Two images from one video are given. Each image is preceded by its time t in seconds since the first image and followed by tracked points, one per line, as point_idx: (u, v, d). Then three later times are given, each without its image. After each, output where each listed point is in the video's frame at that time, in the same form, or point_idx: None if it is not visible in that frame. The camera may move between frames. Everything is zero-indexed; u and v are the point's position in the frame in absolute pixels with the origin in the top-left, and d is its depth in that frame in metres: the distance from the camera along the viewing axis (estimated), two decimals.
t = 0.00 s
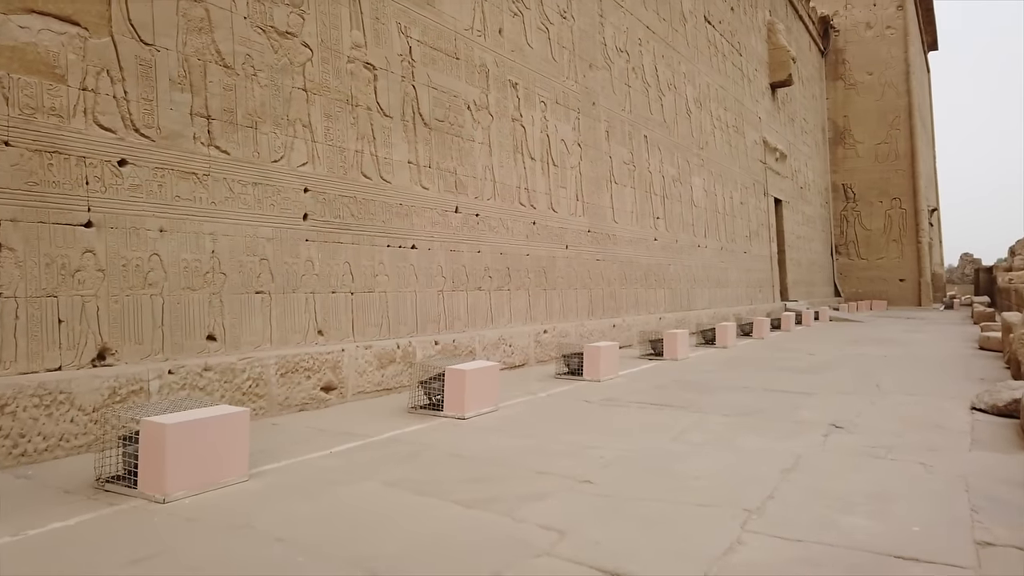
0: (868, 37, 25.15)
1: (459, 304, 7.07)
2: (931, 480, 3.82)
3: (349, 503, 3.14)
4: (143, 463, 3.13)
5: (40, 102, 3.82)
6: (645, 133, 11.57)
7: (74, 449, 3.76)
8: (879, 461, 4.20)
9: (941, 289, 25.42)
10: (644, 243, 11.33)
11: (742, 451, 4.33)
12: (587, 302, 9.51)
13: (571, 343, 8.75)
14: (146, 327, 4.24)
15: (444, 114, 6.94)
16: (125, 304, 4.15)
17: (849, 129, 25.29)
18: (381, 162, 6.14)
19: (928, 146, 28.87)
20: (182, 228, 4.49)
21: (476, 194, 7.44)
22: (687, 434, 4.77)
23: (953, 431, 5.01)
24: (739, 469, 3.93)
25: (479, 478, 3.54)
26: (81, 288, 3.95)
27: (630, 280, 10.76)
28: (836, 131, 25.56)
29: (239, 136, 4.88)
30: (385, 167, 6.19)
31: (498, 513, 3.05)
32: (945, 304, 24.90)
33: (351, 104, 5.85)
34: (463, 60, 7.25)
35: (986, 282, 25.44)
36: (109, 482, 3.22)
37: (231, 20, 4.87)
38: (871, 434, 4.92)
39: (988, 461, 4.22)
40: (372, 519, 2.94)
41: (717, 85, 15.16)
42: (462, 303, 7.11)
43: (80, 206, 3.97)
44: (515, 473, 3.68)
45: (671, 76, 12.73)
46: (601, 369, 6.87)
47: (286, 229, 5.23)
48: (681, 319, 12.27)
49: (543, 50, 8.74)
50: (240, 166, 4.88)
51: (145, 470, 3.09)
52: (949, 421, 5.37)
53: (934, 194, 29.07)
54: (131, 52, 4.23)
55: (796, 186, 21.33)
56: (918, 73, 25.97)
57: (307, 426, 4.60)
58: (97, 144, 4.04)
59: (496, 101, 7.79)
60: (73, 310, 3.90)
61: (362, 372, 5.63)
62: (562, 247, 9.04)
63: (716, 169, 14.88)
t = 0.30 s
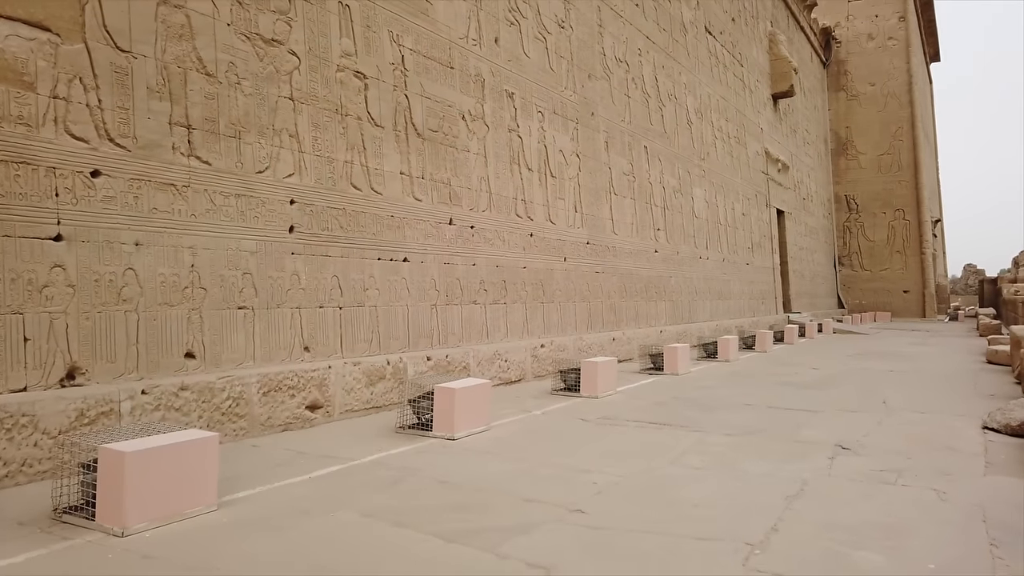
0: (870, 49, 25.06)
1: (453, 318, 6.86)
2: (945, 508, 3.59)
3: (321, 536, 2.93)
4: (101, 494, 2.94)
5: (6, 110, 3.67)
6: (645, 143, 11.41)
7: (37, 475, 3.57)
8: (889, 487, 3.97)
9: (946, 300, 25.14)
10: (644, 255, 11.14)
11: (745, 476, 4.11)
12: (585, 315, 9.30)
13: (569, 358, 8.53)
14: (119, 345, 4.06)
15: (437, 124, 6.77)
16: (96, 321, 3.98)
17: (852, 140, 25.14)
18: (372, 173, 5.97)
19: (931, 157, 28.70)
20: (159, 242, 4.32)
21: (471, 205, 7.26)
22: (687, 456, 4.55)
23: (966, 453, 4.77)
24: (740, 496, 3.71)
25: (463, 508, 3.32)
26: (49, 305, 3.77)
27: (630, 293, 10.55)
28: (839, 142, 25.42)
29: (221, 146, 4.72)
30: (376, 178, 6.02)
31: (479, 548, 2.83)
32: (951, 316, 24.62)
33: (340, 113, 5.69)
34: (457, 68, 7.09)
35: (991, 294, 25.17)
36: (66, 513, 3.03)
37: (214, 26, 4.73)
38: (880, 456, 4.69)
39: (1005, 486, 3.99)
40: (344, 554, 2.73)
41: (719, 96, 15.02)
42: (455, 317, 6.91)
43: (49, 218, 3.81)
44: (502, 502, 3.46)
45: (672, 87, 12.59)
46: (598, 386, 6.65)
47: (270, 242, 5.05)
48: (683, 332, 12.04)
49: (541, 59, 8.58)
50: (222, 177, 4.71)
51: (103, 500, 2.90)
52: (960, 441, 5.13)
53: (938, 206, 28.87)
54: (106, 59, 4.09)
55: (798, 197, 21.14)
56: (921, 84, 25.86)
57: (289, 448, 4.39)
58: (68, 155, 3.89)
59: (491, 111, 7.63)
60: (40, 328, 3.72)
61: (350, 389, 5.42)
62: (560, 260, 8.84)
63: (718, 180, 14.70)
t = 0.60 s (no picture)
0: (874, 57, 24.90)
1: (447, 328, 6.62)
2: (968, 533, 3.33)
3: (291, 565, 2.69)
4: (53, 520, 2.71)
5: None
6: (647, 150, 11.20)
7: None
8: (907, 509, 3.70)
9: (953, 310, 24.82)
10: (646, 264, 10.90)
11: (752, 497, 3.85)
12: (586, 325, 9.05)
13: (569, 369, 8.28)
14: (89, 357, 3.84)
15: (432, 127, 6.57)
16: (64, 332, 3.76)
17: (856, 148, 24.93)
18: (363, 178, 5.76)
19: (937, 166, 28.46)
20: (134, 248, 4.11)
21: (467, 212, 7.04)
22: (691, 475, 4.29)
23: (985, 471, 4.51)
24: (747, 520, 3.45)
25: (447, 534, 3.08)
26: (12, 315, 3.55)
27: (631, 302, 10.30)
28: (843, 151, 25.20)
29: (202, 148, 4.52)
30: (367, 183, 5.81)
31: None
32: (957, 326, 24.29)
33: (329, 115, 5.49)
34: (453, 71, 6.90)
35: (998, 304, 24.84)
36: (16, 541, 2.81)
37: (195, 24, 4.55)
38: (895, 475, 4.43)
39: None
40: None
41: (722, 103, 14.83)
42: (450, 327, 6.67)
43: (14, 223, 3.61)
44: (490, 526, 3.22)
45: (674, 93, 12.40)
46: (598, 399, 6.39)
47: (254, 248, 4.83)
48: (686, 342, 11.78)
49: (540, 63, 8.39)
50: (202, 181, 4.51)
51: (55, 527, 2.67)
52: (979, 458, 4.86)
53: (943, 215, 28.60)
54: (78, 56, 3.91)
55: (803, 206, 20.90)
56: (926, 92, 25.65)
57: (269, 467, 4.14)
58: (35, 156, 3.70)
59: (488, 115, 7.42)
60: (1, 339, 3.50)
61: (337, 403, 5.18)
62: (560, 268, 8.61)
63: (721, 188, 14.48)
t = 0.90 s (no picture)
0: (876, 62, 24.75)
1: (438, 337, 6.41)
2: (983, 561, 3.11)
3: None
4: None
5: None
6: (645, 155, 11.01)
7: None
8: (917, 533, 3.47)
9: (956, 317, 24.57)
10: (645, 271, 10.68)
11: (752, 519, 3.63)
12: (583, 333, 8.84)
13: (565, 379, 8.05)
14: (51, 370, 3.64)
15: (423, 131, 6.38)
16: (24, 343, 3.57)
17: (858, 154, 24.74)
18: (349, 182, 5.56)
19: (939, 172, 28.26)
20: (102, 255, 3.92)
21: (459, 217, 6.83)
22: (688, 494, 4.07)
23: (999, 490, 4.28)
24: (746, 545, 3.23)
25: (423, 562, 2.86)
26: None
27: (630, 310, 10.08)
28: (845, 157, 25.02)
29: (177, 150, 4.33)
30: (354, 187, 5.61)
31: None
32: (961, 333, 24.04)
33: (314, 117, 5.30)
34: (445, 73, 6.71)
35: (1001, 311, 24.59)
36: None
37: (170, 21, 4.36)
38: (904, 494, 4.20)
39: None
40: None
41: (722, 108, 14.65)
42: (441, 336, 6.46)
43: None
44: (471, 553, 3.00)
45: (674, 97, 12.22)
46: (594, 411, 6.16)
47: (232, 255, 4.63)
48: (685, 350, 11.55)
49: (536, 66, 8.21)
50: (177, 184, 4.31)
51: None
52: (991, 476, 4.62)
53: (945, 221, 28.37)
54: (42, 53, 3.73)
55: (804, 211, 20.70)
56: (928, 98, 25.48)
57: (243, 486, 3.93)
58: None
59: (482, 118, 7.23)
60: None
61: (320, 417, 4.96)
62: (555, 275, 8.40)
63: (722, 194, 14.28)
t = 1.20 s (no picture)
0: (874, 65, 24.61)
1: (422, 342, 6.19)
2: None
3: None
4: None
5: None
6: (640, 156, 10.81)
7: None
8: (919, 548, 3.25)
9: (956, 322, 24.36)
10: (639, 274, 10.47)
11: (743, 534, 3.41)
12: (575, 337, 8.62)
13: (556, 385, 7.83)
14: None
15: (407, 128, 6.18)
16: None
17: (856, 157, 24.59)
18: (329, 181, 5.36)
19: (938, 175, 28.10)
20: (58, 254, 3.73)
21: (446, 218, 6.61)
22: (677, 507, 3.85)
23: (1006, 501, 4.05)
24: (736, 562, 3.01)
25: None
26: None
27: (623, 313, 9.87)
28: (843, 160, 24.86)
29: (141, 145, 4.13)
30: (333, 186, 5.41)
31: None
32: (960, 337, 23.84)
33: (291, 113, 5.10)
34: (431, 69, 6.52)
35: (1001, 315, 24.37)
36: None
37: (135, 10, 4.17)
38: (906, 506, 3.98)
39: None
40: None
41: (718, 109, 14.47)
42: (427, 341, 6.24)
43: None
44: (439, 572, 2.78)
45: (669, 98, 12.04)
46: (584, 417, 5.93)
47: (201, 255, 4.42)
48: (681, 355, 11.33)
49: (526, 64, 8.02)
50: (141, 181, 4.11)
51: None
52: (997, 487, 4.40)
53: (945, 225, 28.19)
54: None
55: (802, 215, 20.52)
56: (927, 101, 25.33)
57: (206, 498, 3.71)
58: None
59: (469, 116, 7.03)
60: None
61: (294, 425, 4.73)
62: (547, 278, 8.18)
63: (718, 196, 14.09)
